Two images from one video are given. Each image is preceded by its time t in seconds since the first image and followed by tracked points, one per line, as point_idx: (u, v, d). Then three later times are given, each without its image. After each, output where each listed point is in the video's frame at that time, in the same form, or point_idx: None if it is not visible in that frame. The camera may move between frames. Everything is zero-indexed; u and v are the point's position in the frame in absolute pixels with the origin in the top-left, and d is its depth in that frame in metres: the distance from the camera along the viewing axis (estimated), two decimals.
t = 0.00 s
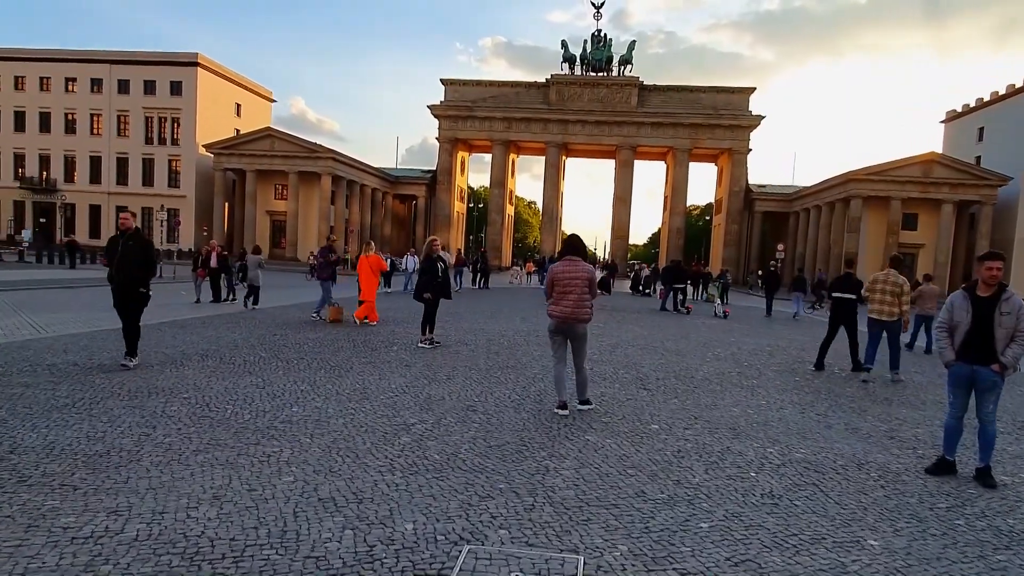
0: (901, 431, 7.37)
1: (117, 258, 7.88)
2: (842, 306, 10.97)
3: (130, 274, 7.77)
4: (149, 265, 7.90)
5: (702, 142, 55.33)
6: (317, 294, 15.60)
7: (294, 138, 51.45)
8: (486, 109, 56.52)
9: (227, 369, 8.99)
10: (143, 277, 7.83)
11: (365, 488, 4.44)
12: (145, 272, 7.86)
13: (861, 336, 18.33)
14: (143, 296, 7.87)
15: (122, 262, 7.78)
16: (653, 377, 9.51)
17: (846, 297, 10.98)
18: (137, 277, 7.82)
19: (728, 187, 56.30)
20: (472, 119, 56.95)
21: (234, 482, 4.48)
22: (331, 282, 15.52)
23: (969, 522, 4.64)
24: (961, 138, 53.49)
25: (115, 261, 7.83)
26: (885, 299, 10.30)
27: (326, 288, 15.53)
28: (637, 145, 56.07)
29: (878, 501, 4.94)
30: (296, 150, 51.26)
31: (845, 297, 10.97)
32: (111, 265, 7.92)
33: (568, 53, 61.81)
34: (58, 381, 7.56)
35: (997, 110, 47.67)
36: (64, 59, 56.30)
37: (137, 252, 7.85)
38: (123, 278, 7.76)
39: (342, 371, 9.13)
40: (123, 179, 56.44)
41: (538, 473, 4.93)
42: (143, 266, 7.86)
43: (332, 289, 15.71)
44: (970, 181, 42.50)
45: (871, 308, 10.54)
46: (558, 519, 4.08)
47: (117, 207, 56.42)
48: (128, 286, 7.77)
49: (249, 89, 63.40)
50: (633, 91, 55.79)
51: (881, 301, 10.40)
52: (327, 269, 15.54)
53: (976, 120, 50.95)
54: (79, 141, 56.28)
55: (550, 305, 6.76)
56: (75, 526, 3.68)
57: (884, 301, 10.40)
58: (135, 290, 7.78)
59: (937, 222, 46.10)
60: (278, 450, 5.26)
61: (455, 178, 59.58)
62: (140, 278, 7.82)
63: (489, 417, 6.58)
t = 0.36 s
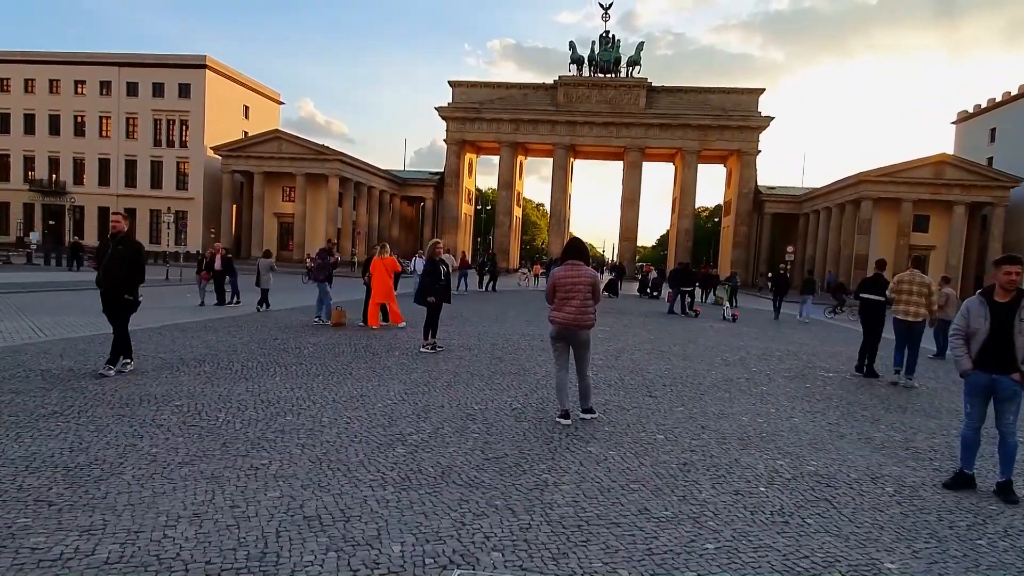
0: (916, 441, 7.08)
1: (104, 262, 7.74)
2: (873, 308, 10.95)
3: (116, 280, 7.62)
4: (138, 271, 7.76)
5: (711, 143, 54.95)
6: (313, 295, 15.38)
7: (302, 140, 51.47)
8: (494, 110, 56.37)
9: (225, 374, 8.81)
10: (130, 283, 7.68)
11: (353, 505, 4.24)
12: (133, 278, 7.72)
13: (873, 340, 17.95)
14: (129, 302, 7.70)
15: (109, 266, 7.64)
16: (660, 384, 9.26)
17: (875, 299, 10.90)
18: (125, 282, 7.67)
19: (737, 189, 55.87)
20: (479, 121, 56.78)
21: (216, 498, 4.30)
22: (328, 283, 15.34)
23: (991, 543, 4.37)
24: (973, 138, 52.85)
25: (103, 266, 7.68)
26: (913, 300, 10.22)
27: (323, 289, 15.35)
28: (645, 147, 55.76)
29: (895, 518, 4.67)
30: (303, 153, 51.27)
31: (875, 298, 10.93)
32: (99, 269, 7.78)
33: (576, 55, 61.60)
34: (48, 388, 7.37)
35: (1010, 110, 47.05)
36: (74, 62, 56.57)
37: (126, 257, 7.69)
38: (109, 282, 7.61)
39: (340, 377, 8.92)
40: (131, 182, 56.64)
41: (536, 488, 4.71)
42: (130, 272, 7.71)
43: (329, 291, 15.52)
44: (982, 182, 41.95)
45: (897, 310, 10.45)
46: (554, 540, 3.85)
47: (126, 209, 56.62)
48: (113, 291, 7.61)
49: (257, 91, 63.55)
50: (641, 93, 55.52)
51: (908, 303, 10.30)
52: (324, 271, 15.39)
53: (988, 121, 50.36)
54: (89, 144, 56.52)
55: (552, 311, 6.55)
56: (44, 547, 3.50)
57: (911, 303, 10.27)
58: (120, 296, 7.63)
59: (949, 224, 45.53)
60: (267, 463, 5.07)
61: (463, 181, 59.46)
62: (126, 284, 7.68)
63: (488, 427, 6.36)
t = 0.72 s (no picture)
0: (935, 447, 6.80)
1: (89, 257, 7.59)
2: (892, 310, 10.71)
3: (98, 277, 7.48)
4: (123, 270, 7.63)
5: (718, 143, 54.57)
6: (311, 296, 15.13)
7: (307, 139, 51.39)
8: (500, 110, 56.16)
9: (223, 375, 8.63)
10: (114, 282, 7.54)
11: (343, 516, 4.00)
12: (116, 276, 7.56)
13: (884, 343, 17.60)
14: (110, 300, 7.55)
15: (93, 262, 7.49)
16: (668, 387, 9.01)
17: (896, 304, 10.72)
18: (107, 280, 7.52)
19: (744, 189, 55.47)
20: (485, 121, 56.60)
21: (201, 506, 4.08)
22: (327, 283, 15.14)
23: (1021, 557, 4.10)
24: (984, 138, 52.30)
25: (86, 262, 7.53)
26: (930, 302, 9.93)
27: (322, 290, 15.13)
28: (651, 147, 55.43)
29: (916, 530, 4.42)
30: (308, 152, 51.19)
31: (892, 299, 10.71)
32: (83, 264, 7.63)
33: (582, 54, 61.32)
34: (37, 388, 7.20)
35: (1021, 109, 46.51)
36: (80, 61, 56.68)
37: (110, 254, 7.53)
38: (91, 280, 7.46)
39: (339, 378, 8.71)
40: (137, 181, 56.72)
41: (538, 496, 4.47)
42: (114, 271, 7.55)
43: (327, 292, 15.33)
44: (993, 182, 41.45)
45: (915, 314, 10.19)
46: (556, 556, 3.61)
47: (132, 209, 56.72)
48: (94, 289, 7.47)
49: (263, 91, 63.56)
50: (648, 92, 55.21)
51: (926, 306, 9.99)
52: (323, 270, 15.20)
53: (999, 120, 49.80)
54: (95, 143, 56.64)
55: (556, 310, 6.32)
56: (12, 562, 3.29)
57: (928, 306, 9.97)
58: (100, 293, 7.48)
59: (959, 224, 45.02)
60: (257, 469, 4.84)
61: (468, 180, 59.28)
62: (108, 282, 7.53)
63: (489, 431, 6.13)
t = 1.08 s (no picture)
0: (952, 455, 6.52)
1: (60, 253, 7.31)
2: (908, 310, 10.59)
3: (71, 274, 7.22)
4: (96, 266, 7.38)
5: (720, 141, 54.23)
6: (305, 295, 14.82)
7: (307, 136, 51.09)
8: (501, 107, 55.85)
9: (212, 376, 8.34)
10: (87, 279, 7.29)
11: (326, 532, 3.73)
12: (89, 272, 7.31)
13: (889, 344, 17.33)
14: (85, 298, 7.29)
15: (65, 259, 7.24)
16: (672, 389, 8.77)
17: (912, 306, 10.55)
18: (80, 277, 7.26)
19: (746, 187, 55.18)
20: (486, 117, 56.27)
21: (175, 521, 3.80)
22: (319, 280, 14.85)
23: None
24: (987, 137, 51.99)
25: (58, 258, 7.27)
26: (946, 304, 9.66)
27: (314, 288, 14.80)
28: (653, 145, 55.09)
29: (940, 548, 4.14)
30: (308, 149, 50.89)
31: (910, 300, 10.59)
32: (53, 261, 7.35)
33: (584, 51, 61.02)
34: (15, 390, 6.89)
35: None
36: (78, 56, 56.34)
37: (82, 248, 7.29)
38: (64, 277, 7.21)
39: (333, 379, 8.43)
40: (136, 177, 56.42)
41: (537, 511, 4.19)
42: (86, 268, 7.30)
43: (321, 290, 15.00)
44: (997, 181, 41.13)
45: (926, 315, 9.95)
46: None
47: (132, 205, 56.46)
48: (67, 287, 7.22)
49: (263, 87, 63.22)
50: (650, 89, 54.86)
51: (941, 308, 9.74)
52: (314, 269, 14.98)
53: (1003, 119, 49.46)
54: (94, 138, 56.34)
55: (557, 310, 6.05)
56: None
57: (943, 308, 9.69)
58: (74, 290, 7.22)
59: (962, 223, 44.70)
60: (238, 478, 4.56)
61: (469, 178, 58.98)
62: (81, 278, 7.27)
63: (487, 437, 5.86)
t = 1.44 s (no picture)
0: (963, 463, 6.30)
1: (19, 253, 7.08)
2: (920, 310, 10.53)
3: (31, 275, 7.02)
4: (58, 267, 7.15)
5: (720, 142, 54.04)
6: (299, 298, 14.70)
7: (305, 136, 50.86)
8: (500, 107, 55.65)
9: (199, 380, 8.09)
10: (47, 281, 7.07)
11: (303, 553, 3.48)
12: (50, 273, 7.10)
13: (890, 346, 17.13)
14: (46, 300, 7.11)
15: (25, 259, 7.01)
16: (671, 394, 8.54)
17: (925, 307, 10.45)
18: (40, 278, 7.05)
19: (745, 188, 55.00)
20: (484, 118, 56.08)
21: (142, 541, 3.55)
22: (313, 284, 14.62)
23: None
24: (987, 138, 51.85)
25: (16, 259, 7.04)
26: (957, 304, 9.56)
27: (307, 291, 14.62)
28: (652, 145, 54.90)
29: (959, 567, 3.91)
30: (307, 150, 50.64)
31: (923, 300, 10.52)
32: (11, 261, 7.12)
33: (583, 52, 60.84)
34: None
35: None
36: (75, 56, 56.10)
37: (41, 248, 7.05)
38: (23, 278, 7.00)
39: (324, 384, 8.20)
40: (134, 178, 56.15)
41: (529, 527, 3.96)
42: (46, 268, 7.09)
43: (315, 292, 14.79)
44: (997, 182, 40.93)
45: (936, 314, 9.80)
46: None
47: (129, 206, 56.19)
48: (27, 288, 7.03)
49: (261, 88, 63.03)
50: (649, 90, 54.66)
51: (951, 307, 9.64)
52: (307, 270, 14.73)
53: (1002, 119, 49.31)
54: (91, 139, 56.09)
55: (553, 313, 5.82)
56: None
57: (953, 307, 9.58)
58: (34, 292, 7.03)
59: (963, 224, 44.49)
60: (215, 491, 4.31)
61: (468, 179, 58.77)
62: (42, 279, 7.07)
63: (479, 446, 5.62)
